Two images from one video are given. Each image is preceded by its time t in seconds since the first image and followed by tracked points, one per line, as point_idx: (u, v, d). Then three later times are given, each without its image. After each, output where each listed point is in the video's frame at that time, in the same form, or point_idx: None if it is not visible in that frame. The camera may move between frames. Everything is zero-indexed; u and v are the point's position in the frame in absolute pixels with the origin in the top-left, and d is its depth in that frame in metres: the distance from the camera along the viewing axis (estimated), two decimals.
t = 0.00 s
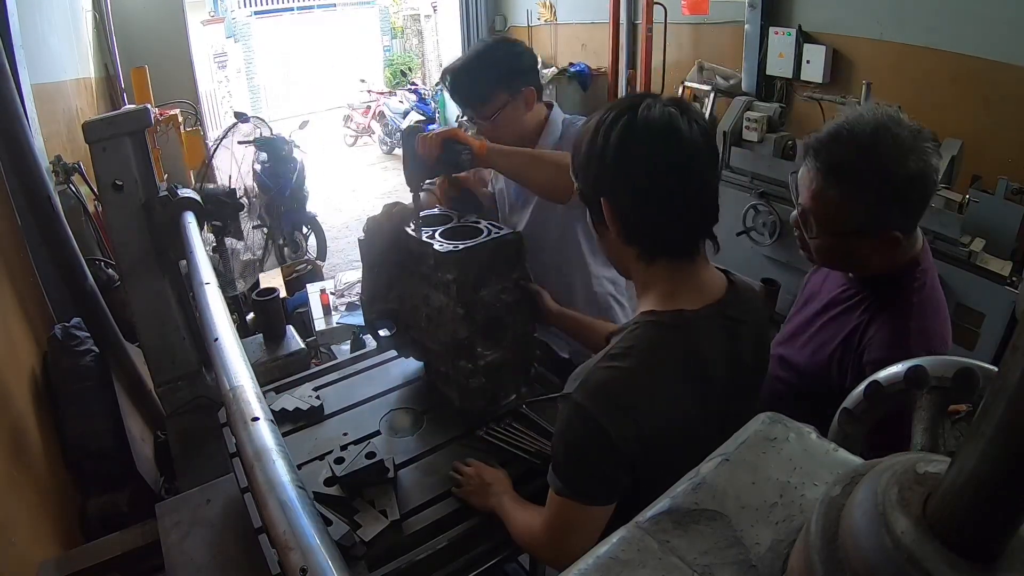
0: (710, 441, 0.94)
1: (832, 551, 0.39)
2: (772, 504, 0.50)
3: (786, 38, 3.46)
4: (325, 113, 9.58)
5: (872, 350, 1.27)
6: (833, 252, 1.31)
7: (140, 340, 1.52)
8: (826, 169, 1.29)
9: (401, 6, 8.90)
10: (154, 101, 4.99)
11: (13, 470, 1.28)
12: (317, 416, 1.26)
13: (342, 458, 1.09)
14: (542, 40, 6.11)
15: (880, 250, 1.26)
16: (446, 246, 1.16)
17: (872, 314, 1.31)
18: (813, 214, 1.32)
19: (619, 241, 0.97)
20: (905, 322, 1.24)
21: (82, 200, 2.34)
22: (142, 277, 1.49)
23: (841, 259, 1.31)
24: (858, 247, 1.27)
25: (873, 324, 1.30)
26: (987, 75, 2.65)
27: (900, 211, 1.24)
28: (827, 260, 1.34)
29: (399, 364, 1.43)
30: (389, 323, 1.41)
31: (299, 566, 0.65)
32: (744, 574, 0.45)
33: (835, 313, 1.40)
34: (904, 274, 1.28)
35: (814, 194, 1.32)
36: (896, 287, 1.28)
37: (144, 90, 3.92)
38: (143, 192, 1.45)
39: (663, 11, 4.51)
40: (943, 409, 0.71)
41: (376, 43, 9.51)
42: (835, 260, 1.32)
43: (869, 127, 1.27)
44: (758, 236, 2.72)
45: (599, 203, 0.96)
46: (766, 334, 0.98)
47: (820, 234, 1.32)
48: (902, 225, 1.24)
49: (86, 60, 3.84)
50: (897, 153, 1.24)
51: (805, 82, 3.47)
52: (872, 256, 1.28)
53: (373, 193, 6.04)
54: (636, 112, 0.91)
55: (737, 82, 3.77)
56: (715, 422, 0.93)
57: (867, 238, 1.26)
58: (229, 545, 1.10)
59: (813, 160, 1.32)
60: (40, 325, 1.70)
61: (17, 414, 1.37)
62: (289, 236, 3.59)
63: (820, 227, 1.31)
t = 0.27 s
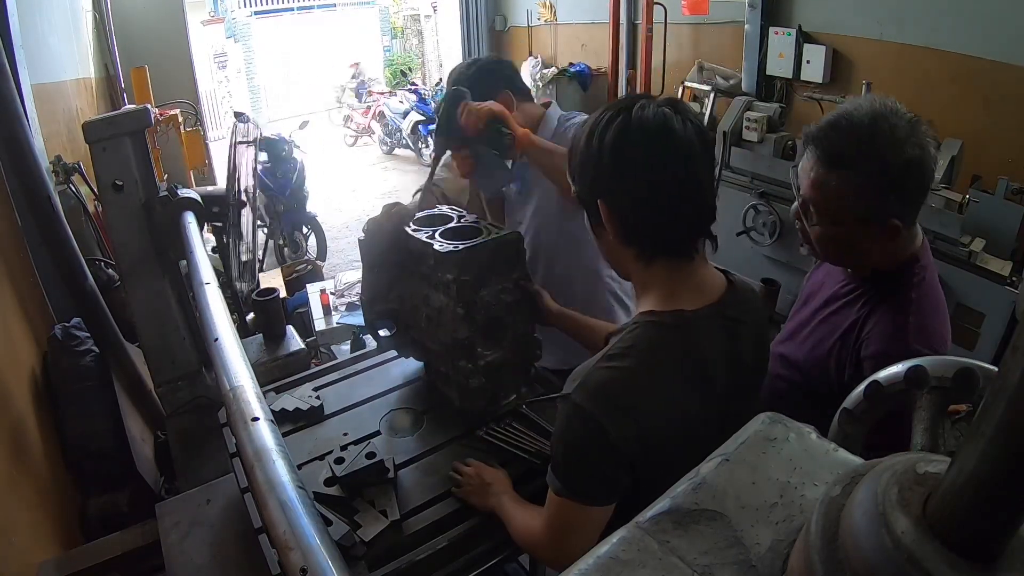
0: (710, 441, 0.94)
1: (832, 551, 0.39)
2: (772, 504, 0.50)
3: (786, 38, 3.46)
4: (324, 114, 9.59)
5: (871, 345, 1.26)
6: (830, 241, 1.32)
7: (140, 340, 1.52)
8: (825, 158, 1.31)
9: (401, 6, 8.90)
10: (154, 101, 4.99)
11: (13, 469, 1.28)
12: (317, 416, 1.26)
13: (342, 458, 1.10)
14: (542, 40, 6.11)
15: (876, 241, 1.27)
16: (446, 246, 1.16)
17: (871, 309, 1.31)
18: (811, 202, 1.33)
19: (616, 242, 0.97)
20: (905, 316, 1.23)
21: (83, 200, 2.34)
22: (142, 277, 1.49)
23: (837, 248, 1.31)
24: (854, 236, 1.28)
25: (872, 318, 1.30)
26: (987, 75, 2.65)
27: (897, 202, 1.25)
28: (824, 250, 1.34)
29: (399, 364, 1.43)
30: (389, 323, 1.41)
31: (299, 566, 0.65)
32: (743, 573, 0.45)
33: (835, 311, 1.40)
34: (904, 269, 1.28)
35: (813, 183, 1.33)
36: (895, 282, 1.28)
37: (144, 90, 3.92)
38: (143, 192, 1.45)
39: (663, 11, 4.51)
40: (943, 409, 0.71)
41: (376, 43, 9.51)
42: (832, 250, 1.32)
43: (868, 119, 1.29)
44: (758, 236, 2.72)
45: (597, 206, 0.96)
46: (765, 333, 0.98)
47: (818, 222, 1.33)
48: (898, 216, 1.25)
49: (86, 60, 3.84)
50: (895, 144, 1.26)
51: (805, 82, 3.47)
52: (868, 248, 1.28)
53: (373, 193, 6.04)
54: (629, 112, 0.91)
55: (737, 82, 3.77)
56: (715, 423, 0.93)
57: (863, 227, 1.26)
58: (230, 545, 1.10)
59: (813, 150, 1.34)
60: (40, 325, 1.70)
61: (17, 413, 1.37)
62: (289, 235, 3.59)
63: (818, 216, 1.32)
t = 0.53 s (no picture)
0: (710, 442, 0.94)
1: (832, 552, 0.39)
2: (772, 504, 0.50)
3: (786, 38, 3.46)
4: (324, 113, 9.59)
5: (869, 306, 1.26)
6: (834, 184, 1.33)
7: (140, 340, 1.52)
8: (829, 111, 1.36)
9: (401, 6, 8.90)
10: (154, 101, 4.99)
11: (13, 469, 1.28)
12: (317, 416, 1.26)
13: (341, 458, 1.10)
14: (542, 40, 6.11)
15: (877, 185, 1.30)
16: (445, 246, 1.18)
17: (866, 277, 1.31)
18: (816, 150, 1.36)
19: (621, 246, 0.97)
20: (901, 275, 1.24)
21: (82, 200, 2.34)
22: (141, 277, 1.49)
23: (840, 194, 1.33)
24: (849, 167, 1.32)
25: (867, 284, 1.29)
26: (987, 75, 2.65)
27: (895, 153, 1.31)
28: (826, 202, 1.36)
29: (399, 364, 1.43)
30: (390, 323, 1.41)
31: (299, 566, 0.65)
32: (744, 574, 0.45)
33: (830, 284, 1.40)
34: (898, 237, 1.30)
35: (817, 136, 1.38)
36: (890, 248, 1.29)
37: (144, 90, 3.92)
38: (143, 191, 1.45)
39: (663, 11, 4.51)
40: (943, 409, 0.71)
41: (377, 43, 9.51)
42: (835, 197, 1.34)
43: (867, 83, 1.36)
44: (758, 236, 2.72)
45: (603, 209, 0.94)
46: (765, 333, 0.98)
47: (823, 167, 1.35)
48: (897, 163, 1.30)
49: (86, 60, 3.84)
50: (891, 106, 1.34)
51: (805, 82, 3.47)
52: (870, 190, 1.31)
53: (373, 193, 6.04)
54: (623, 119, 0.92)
55: (737, 82, 3.77)
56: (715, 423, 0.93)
57: (866, 162, 1.30)
58: (229, 545, 1.10)
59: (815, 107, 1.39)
60: (40, 325, 1.70)
61: (17, 413, 1.37)
62: (289, 235, 3.60)
63: (822, 160, 1.35)
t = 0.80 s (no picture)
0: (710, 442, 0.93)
1: (831, 551, 0.39)
2: (772, 504, 0.50)
3: (786, 38, 3.46)
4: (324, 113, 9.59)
5: (864, 307, 1.26)
6: (829, 180, 1.35)
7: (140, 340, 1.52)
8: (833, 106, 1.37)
9: (401, 6, 8.90)
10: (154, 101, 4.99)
11: (14, 469, 1.28)
12: (317, 416, 1.26)
13: (341, 458, 1.10)
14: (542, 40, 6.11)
15: (875, 183, 1.31)
16: (445, 246, 1.18)
17: (862, 277, 1.31)
18: (814, 143, 1.37)
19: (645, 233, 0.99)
20: (897, 276, 1.24)
21: (82, 200, 2.34)
22: (141, 277, 1.49)
23: (836, 188, 1.34)
24: (850, 165, 1.32)
25: (863, 285, 1.29)
26: (987, 75, 2.65)
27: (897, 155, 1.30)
28: (822, 195, 1.37)
29: (399, 364, 1.43)
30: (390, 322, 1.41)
31: (299, 566, 0.65)
32: (744, 573, 0.45)
33: (828, 283, 1.40)
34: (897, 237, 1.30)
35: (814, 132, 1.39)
36: (887, 249, 1.29)
37: (144, 90, 3.92)
38: (143, 192, 1.45)
39: (663, 11, 4.51)
40: (943, 409, 0.71)
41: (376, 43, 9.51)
42: (830, 190, 1.35)
43: (876, 81, 1.36)
44: (758, 235, 2.71)
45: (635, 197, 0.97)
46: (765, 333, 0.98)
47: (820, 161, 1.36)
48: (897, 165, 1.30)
49: (86, 60, 3.84)
50: (896, 105, 1.33)
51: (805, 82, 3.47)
52: (866, 187, 1.31)
53: (373, 193, 6.04)
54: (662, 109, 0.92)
55: (737, 82, 3.77)
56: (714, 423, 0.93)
57: (864, 160, 1.31)
58: (229, 545, 1.10)
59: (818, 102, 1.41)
60: (39, 325, 1.70)
61: (17, 414, 1.37)
62: (289, 235, 3.62)
63: (820, 154, 1.36)
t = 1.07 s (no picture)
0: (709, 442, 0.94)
1: (832, 552, 0.39)
2: (772, 504, 0.50)
3: (786, 38, 3.46)
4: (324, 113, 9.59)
5: (869, 315, 1.25)
6: (830, 189, 1.34)
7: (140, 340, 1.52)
8: (835, 116, 1.37)
9: (401, 6, 8.91)
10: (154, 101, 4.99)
11: (13, 469, 1.28)
12: (317, 416, 1.26)
13: (341, 458, 1.10)
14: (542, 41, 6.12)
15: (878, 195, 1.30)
16: (445, 246, 1.20)
17: (867, 285, 1.31)
18: (817, 155, 1.37)
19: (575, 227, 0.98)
20: (903, 285, 1.24)
21: (83, 200, 2.34)
22: (142, 277, 1.49)
23: (839, 202, 1.33)
24: (852, 174, 1.31)
25: (868, 293, 1.29)
26: (987, 75, 2.65)
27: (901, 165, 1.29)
28: (825, 209, 1.36)
29: (399, 364, 1.43)
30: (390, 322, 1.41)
31: (299, 566, 0.65)
32: (744, 574, 0.45)
33: (832, 291, 1.40)
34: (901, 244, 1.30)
35: (817, 140, 1.40)
36: (893, 257, 1.29)
37: (144, 90, 3.92)
38: (143, 192, 1.45)
39: (663, 11, 4.51)
40: (943, 409, 0.71)
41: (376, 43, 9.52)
42: (833, 203, 1.34)
43: (877, 89, 1.36)
44: (758, 236, 2.72)
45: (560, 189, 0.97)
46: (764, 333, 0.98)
47: (823, 174, 1.36)
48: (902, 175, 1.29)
49: (86, 60, 3.84)
50: (898, 114, 1.32)
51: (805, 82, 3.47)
52: (870, 200, 1.30)
53: (373, 193, 6.04)
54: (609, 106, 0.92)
55: (737, 82, 3.77)
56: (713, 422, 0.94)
57: (868, 172, 1.30)
58: (229, 545, 1.10)
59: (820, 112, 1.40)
60: (39, 325, 1.70)
61: (17, 414, 1.37)
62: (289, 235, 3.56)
63: (823, 166, 1.36)
